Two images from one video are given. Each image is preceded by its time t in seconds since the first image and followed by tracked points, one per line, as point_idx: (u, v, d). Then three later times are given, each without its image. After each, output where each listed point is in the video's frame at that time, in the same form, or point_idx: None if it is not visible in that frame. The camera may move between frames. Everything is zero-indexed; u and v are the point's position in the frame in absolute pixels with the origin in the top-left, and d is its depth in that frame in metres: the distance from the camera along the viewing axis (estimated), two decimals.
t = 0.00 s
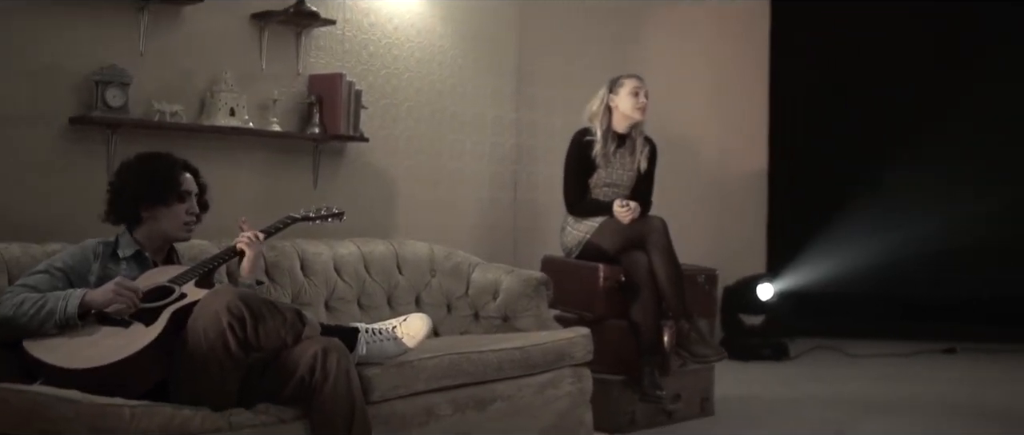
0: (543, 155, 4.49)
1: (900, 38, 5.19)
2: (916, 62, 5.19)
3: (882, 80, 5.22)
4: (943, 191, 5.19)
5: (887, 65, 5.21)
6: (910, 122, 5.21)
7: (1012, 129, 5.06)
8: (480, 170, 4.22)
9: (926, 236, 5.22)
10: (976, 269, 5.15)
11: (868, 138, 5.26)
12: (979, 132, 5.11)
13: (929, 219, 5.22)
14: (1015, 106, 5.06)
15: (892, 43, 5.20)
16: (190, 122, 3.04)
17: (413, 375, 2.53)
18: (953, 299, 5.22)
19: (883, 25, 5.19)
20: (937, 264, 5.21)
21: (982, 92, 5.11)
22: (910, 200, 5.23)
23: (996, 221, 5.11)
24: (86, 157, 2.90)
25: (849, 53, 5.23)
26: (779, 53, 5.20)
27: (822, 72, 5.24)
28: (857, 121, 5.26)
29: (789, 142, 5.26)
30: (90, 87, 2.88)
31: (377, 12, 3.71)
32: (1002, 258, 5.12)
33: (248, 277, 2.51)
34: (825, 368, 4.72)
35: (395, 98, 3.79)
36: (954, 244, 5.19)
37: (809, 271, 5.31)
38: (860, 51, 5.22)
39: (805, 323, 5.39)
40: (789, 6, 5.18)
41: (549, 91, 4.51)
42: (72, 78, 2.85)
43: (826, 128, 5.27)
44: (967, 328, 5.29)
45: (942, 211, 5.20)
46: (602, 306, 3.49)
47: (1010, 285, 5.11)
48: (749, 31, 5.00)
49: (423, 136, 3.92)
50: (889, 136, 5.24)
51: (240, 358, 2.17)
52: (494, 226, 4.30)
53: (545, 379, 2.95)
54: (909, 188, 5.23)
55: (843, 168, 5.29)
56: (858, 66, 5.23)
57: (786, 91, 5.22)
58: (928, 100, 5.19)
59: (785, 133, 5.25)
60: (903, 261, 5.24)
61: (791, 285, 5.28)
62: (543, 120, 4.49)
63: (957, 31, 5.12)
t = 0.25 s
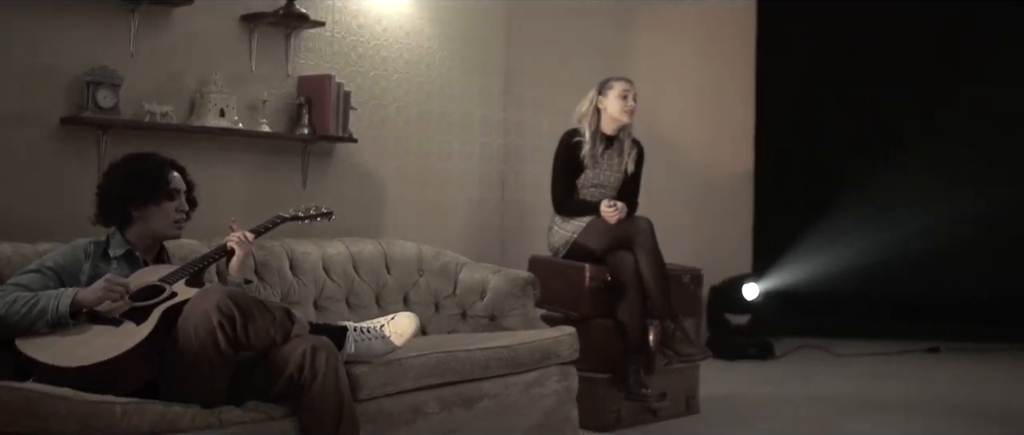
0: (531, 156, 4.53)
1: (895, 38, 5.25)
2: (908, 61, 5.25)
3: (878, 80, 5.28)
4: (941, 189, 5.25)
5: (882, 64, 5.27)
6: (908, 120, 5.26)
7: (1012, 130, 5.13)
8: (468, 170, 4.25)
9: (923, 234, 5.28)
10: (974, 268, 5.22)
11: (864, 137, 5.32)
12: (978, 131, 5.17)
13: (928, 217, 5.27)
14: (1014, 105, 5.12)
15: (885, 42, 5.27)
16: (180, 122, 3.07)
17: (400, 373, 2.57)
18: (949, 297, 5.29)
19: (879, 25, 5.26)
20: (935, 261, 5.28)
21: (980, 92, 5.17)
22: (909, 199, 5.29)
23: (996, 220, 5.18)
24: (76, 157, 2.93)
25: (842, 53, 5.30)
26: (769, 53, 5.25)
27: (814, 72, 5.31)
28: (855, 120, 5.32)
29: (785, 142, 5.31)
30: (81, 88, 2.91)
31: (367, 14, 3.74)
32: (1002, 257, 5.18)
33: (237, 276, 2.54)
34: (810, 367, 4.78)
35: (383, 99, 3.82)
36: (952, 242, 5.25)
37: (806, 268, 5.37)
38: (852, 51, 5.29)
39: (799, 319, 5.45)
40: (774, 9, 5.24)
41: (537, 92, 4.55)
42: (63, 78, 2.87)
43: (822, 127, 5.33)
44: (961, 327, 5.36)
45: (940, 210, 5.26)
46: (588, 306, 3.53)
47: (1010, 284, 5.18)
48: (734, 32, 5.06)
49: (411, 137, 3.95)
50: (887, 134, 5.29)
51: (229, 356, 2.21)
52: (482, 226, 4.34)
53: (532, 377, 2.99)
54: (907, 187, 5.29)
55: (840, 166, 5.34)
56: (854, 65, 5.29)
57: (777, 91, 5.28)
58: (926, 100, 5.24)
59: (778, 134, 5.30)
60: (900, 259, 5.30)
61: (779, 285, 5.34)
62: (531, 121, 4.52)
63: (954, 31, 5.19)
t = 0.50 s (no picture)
0: (520, 157, 4.56)
1: (894, 41, 5.26)
2: (904, 64, 5.25)
3: (877, 82, 5.30)
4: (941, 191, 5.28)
5: (880, 67, 5.28)
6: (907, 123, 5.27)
7: (1011, 133, 5.14)
8: (457, 171, 4.29)
9: (920, 235, 5.32)
10: (974, 268, 5.25)
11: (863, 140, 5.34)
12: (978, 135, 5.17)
13: (925, 219, 5.31)
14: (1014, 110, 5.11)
15: (883, 45, 5.27)
16: (170, 123, 3.09)
17: (389, 372, 2.61)
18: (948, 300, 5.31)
19: (878, 27, 5.26)
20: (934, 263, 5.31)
21: (980, 96, 5.16)
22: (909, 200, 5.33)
23: (995, 221, 5.21)
24: (66, 158, 2.95)
25: (839, 56, 5.31)
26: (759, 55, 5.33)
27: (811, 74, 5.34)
28: (854, 123, 5.34)
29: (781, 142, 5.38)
30: (71, 90, 2.93)
31: (356, 16, 3.77)
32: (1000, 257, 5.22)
33: (226, 276, 2.56)
34: (797, 366, 4.82)
35: (372, 100, 3.85)
36: (951, 243, 5.28)
37: (805, 266, 5.44)
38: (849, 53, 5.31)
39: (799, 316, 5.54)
40: (761, 11, 5.30)
41: (526, 94, 4.58)
42: (54, 80, 2.90)
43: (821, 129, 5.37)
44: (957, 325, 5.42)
45: (937, 211, 5.29)
46: (576, 305, 3.57)
47: (1010, 283, 5.22)
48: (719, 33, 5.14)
49: (400, 138, 3.99)
50: (887, 137, 5.31)
51: (220, 356, 2.24)
52: (472, 226, 4.37)
53: (519, 376, 3.02)
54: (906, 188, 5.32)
55: (840, 169, 5.36)
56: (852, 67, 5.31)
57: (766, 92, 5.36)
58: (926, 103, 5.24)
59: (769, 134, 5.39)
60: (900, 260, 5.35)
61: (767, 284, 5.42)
62: (520, 122, 4.56)
63: (954, 35, 5.17)
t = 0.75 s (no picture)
0: (510, 157, 4.60)
1: (894, 46, 5.30)
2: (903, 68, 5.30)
3: (877, 87, 5.33)
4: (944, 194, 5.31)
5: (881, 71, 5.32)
6: (907, 126, 5.31)
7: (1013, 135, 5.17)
8: (448, 171, 4.32)
9: (917, 235, 5.37)
10: (974, 268, 5.29)
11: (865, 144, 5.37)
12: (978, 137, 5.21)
13: (922, 219, 5.35)
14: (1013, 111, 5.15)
15: (883, 49, 5.31)
16: (162, 124, 3.12)
17: (379, 370, 2.64)
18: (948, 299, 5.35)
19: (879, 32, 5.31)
20: (935, 263, 5.35)
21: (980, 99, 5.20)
22: (911, 203, 5.36)
23: (996, 221, 5.25)
24: (58, 158, 2.97)
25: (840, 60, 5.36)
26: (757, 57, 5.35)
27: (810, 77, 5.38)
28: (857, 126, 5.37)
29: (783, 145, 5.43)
30: (64, 91, 2.96)
31: (348, 17, 3.80)
32: (1001, 257, 5.26)
33: (219, 275, 2.60)
34: (786, 364, 4.86)
35: (364, 101, 3.89)
36: (953, 244, 5.31)
37: (802, 265, 5.47)
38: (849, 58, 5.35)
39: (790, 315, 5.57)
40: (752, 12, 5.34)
41: (517, 95, 4.61)
42: (47, 81, 2.92)
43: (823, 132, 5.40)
44: (957, 325, 5.46)
45: (938, 211, 5.33)
46: (565, 304, 3.60)
47: (1011, 282, 5.26)
48: (712, 33, 5.18)
49: (391, 139, 4.02)
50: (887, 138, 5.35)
51: (211, 354, 2.27)
52: (462, 226, 4.41)
53: (508, 374, 3.05)
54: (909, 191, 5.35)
55: (840, 171, 5.41)
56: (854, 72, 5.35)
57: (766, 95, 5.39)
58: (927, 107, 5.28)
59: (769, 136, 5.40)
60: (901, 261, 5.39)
61: (760, 284, 5.45)
62: (510, 123, 4.59)
63: (954, 40, 5.21)
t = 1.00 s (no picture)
0: (503, 158, 4.63)
1: (897, 48, 5.23)
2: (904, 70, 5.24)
3: (878, 88, 5.28)
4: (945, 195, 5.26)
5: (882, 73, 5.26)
6: (907, 125, 5.26)
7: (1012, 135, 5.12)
8: (441, 172, 4.35)
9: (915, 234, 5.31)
10: (973, 268, 5.25)
11: (866, 145, 5.32)
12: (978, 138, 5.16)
13: (921, 217, 5.30)
14: (1012, 111, 5.10)
15: (885, 52, 5.25)
16: (156, 126, 3.15)
17: (370, 369, 2.67)
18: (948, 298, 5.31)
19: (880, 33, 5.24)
20: (934, 262, 5.30)
21: (979, 100, 5.14)
22: (912, 204, 5.30)
23: (995, 222, 5.20)
24: (53, 160, 3.00)
25: (842, 61, 5.30)
26: (755, 58, 5.32)
27: (811, 79, 5.33)
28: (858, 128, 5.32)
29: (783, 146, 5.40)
30: (58, 94, 2.98)
31: (340, 19, 3.83)
32: (1001, 257, 5.21)
33: (213, 275, 2.62)
34: (777, 364, 4.90)
35: (356, 102, 3.91)
36: (953, 244, 5.27)
37: (798, 264, 5.45)
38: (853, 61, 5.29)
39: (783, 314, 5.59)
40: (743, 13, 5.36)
41: (509, 96, 4.66)
42: (41, 83, 2.95)
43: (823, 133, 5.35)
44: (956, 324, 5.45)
45: (936, 210, 5.28)
46: (556, 303, 3.64)
47: (1009, 282, 5.22)
48: (706, 34, 5.22)
49: (384, 140, 4.05)
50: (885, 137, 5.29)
51: (204, 354, 2.30)
52: (455, 226, 4.44)
53: (499, 374, 3.08)
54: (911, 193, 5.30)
55: (837, 169, 5.37)
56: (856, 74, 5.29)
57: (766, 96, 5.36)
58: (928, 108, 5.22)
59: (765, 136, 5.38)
60: (900, 261, 5.35)
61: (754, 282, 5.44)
62: (502, 124, 4.63)
63: (954, 39, 5.15)
